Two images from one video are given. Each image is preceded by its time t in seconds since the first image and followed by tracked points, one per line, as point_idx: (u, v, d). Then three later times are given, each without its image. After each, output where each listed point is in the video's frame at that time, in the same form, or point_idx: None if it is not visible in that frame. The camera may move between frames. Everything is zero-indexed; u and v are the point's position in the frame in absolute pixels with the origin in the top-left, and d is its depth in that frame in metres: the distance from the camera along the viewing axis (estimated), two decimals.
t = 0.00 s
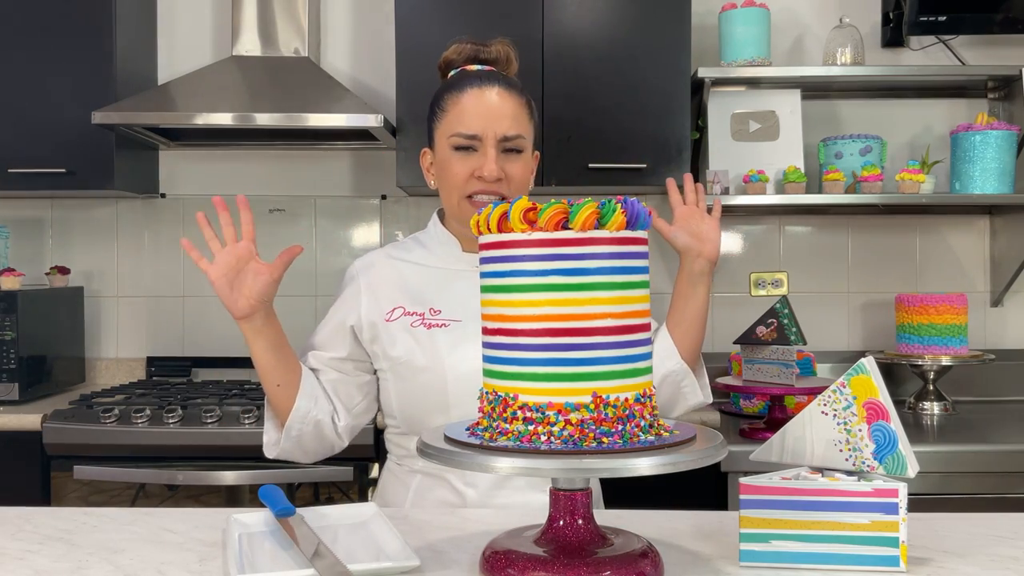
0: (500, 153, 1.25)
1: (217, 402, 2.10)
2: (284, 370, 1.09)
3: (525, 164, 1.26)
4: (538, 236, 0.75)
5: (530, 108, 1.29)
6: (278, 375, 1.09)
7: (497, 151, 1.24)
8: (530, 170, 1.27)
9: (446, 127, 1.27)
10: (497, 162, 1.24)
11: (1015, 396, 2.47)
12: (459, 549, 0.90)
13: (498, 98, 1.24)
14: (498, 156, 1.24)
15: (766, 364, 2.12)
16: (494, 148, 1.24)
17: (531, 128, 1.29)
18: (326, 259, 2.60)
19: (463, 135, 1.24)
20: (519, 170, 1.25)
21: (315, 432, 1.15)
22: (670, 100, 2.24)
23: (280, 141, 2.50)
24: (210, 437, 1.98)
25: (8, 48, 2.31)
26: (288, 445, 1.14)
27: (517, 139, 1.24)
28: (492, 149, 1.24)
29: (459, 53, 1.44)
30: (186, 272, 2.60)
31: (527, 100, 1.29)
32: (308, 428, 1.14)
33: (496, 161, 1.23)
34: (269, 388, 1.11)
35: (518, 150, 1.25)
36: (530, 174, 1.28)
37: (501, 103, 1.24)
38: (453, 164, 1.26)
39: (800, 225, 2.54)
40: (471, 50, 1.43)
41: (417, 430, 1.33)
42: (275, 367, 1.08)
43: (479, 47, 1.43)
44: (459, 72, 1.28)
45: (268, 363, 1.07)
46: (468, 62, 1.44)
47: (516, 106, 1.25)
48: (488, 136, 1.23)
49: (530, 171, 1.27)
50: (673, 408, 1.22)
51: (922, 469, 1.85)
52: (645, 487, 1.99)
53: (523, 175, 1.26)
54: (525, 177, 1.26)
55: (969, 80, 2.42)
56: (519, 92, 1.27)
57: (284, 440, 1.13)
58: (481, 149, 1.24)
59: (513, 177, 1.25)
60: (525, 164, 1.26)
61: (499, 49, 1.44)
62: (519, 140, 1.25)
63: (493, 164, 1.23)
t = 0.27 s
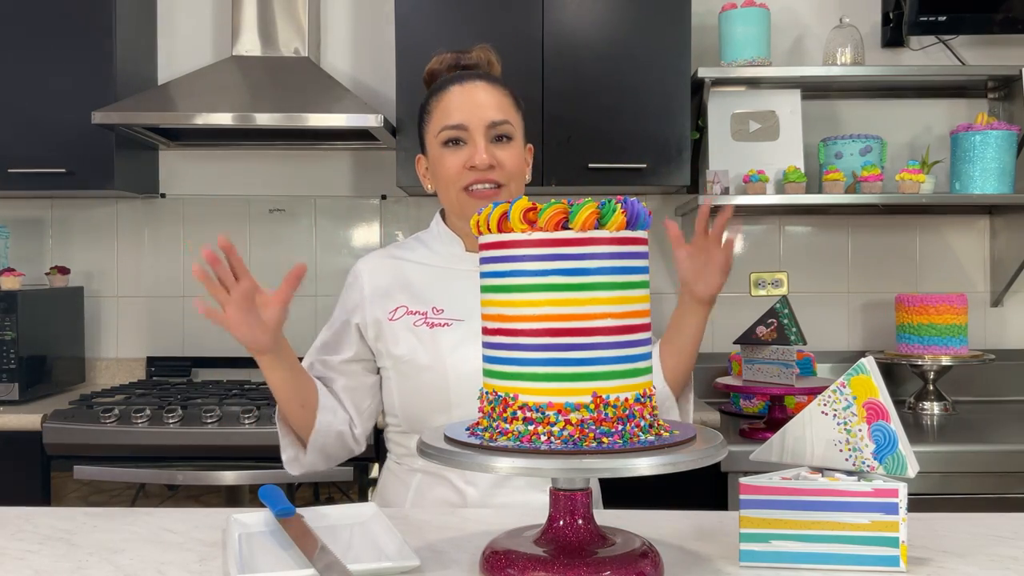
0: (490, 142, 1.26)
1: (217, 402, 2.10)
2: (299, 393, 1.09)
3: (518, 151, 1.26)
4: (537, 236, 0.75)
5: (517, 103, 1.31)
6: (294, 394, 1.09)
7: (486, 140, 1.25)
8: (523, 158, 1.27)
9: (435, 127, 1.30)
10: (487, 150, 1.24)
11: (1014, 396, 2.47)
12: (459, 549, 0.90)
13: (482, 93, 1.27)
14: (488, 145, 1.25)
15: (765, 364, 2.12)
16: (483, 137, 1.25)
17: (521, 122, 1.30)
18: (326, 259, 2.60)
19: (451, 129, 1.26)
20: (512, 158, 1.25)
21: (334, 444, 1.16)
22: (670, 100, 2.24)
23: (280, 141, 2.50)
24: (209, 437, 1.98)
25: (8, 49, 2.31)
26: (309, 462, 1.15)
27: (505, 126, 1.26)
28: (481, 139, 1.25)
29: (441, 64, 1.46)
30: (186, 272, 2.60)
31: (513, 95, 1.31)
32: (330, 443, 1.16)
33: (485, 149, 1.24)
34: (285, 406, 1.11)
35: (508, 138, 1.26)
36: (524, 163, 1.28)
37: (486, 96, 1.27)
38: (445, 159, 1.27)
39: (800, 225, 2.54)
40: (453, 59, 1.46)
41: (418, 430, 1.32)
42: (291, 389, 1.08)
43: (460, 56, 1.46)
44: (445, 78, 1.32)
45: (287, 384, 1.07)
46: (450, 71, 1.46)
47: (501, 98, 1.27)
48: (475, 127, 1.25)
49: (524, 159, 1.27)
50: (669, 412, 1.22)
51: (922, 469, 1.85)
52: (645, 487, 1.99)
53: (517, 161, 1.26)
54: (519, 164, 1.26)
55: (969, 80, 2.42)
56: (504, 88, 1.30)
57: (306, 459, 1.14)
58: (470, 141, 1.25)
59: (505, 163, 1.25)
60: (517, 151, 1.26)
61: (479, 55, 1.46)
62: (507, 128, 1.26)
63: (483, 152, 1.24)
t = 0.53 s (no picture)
0: (488, 131, 1.26)
1: (217, 402, 2.10)
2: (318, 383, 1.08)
3: (515, 140, 1.26)
4: (538, 236, 0.75)
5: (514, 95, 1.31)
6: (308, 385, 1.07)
7: (483, 128, 1.25)
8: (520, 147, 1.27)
9: (433, 117, 1.29)
10: (485, 138, 1.24)
11: (1014, 396, 2.47)
12: (459, 549, 0.90)
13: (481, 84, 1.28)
14: (487, 134, 1.25)
15: (766, 364, 2.12)
16: (480, 125, 1.25)
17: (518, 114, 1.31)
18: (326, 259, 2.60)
19: (448, 116, 1.26)
20: (510, 148, 1.26)
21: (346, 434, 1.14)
22: (670, 100, 2.24)
23: (280, 141, 2.50)
24: (210, 437, 1.98)
25: (9, 49, 2.31)
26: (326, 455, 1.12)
27: (502, 115, 1.26)
28: (479, 127, 1.25)
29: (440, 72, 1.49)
30: (186, 272, 2.60)
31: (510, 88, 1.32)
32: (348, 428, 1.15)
33: (483, 136, 1.24)
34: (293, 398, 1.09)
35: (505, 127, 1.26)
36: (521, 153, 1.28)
37: (484, 87, 1.27)
38: (441, 149, 1.27)
39: (800, 225, 2.54)
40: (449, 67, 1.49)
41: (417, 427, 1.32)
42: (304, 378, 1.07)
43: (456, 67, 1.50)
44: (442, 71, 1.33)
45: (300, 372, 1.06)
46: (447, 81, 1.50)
47: (498, 89, 1.28)
48: (472, 114, 1.25)
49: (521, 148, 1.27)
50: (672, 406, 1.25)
51: (922, 469, 1.85)
52: (645, 487, 1.99)
53: (514, 150, 1.26)
54: (517, 153, 1.26)
55: (969, 80, 2.42)
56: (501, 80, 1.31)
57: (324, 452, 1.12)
58: (468, 128, 1.25)
59: (503, 152, 1.25)
60: (515, 140, 1.26)
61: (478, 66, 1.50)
62: (505, 116, 1.26)
63: (481, 139, 1.24)
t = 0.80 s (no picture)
0: (487, 136, 1.25)
1: (217, 402, 2.10)
2: (314, 383, 1.07)
3: (515, 147, 1.26)
4: (538, 236, 0.75)
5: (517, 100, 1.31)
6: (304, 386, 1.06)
7: (482, 133, 1.25)
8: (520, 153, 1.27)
9: (433, 117, 1.29)
10: (483, 143, 1.24)
11: (1015, 396, 2.47)
12: (459, 549, 0.90)
13: (483, 87, 1.27)
14: (486, 139, 1.25)
15: (766, 364, 2.12)
16: (479, 129, 1.25)
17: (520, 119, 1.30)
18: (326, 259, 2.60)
19: (448, 119, 1.26)
20: (509, 153, 1.25)
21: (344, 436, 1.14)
22: (670, 100, 2.24)
23: (280, 141, 2.50)
24: (210, 437, 1.98)
25: (9, 49, 2.31)
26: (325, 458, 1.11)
27: (503, 120, 1.26)
28: (478, 131, 1.25)
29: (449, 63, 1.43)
30: (186, 272, 2.60)
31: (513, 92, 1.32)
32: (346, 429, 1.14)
33: (481, 142, 1.24)
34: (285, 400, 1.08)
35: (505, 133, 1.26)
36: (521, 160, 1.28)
37: (488, 90, 1.27)
38: (440, 151, 1.27)
39: (800, 225, 2.54)
40: (460, 58, 1.44)
41: (416, 429, 1.32)
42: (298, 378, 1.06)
43: (467, 57, 1.44)
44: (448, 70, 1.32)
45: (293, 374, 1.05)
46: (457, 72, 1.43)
47: (501, 93, 1.27)
48: (472, 118, 1.25)
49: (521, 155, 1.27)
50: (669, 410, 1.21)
51: (922, 469, 1.85)
52: (645, 487, 1.99)
53: (513, 157, 1.26)
54: (516, 159, 1.26)
55: (969, 80, 2.42)
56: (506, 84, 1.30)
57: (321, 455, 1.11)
58: (467, 132, 1.25)
59: (501, 158, 1.25)
60: (515, 147, 1.26)
61: (487, 58, 1.44)
62: (505, 122, 1.26)
63: (479, 144, 1.24)
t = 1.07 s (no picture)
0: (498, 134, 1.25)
1: (217, 402, 2.10)
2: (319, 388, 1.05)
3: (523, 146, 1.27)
4: (538, 236, 0.75)
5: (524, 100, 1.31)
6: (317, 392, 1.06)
7: (494, 131, 1.25)
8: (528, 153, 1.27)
9: (441, 115, 1.29)
10: (495, 141, 1.24)
11: (1015, 396, 2.47)
12: (459, 549, 0.90)
13: (494, 85, 1.27)
14: (497, 137, 1.24)
15: (765, 364, 2.12)
16: (491, 128, 1.25)
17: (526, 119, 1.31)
18: (325, 259, 2.60)
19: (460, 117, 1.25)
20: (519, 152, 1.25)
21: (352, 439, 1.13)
22: (670, 100, 2.24)
23: (280, 141, 2.50)
24: (209, 437, 1.98)
25: (9, 49, 2.31)
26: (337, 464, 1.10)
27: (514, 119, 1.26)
28: (490, 129, 1.25)
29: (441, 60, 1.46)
30: (186, 272, 2.60)
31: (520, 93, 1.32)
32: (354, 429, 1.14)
33: (493, 140, 1.24)
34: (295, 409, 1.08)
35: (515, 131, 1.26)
36: (528, 159, 1.28)
37: (499, 89, 1.27)
38: (449, 148, 1.26)
39: (800, 225, 2.54)
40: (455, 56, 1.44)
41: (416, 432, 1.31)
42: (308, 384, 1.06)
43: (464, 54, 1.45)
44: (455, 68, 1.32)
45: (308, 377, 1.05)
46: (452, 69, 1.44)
47: (509, 91, 1.28)
48: (484, 117, 1.25)
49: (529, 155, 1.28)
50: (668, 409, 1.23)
51: (922, 469, 1.85)
52: (646, 487, 1.99)
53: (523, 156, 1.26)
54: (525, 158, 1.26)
55: (969, 80, 2.42)
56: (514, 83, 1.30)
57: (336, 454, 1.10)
58: (478, 130, 1.25)
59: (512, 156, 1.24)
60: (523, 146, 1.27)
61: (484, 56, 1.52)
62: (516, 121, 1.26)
63: (492, 142, 1.23)
